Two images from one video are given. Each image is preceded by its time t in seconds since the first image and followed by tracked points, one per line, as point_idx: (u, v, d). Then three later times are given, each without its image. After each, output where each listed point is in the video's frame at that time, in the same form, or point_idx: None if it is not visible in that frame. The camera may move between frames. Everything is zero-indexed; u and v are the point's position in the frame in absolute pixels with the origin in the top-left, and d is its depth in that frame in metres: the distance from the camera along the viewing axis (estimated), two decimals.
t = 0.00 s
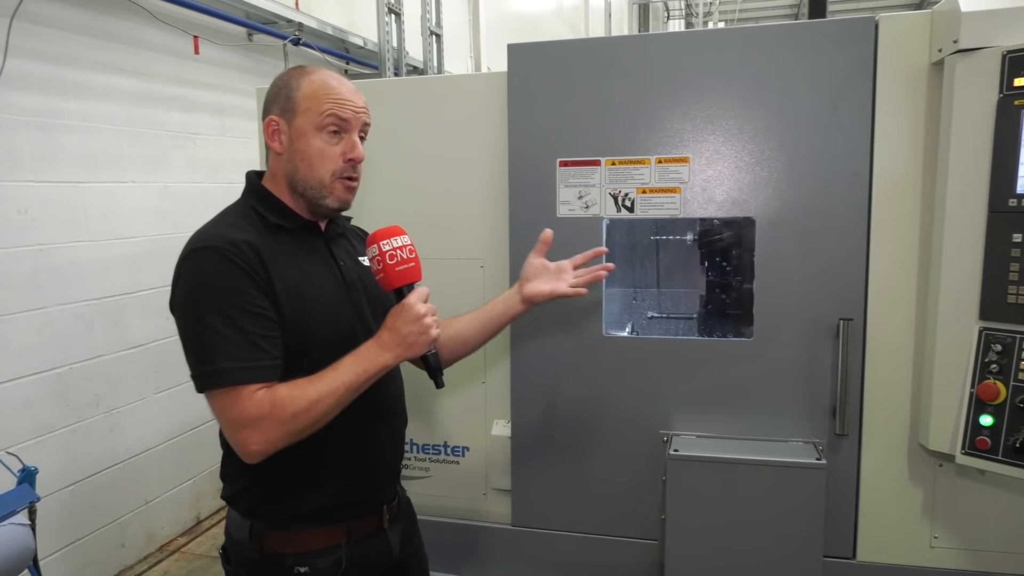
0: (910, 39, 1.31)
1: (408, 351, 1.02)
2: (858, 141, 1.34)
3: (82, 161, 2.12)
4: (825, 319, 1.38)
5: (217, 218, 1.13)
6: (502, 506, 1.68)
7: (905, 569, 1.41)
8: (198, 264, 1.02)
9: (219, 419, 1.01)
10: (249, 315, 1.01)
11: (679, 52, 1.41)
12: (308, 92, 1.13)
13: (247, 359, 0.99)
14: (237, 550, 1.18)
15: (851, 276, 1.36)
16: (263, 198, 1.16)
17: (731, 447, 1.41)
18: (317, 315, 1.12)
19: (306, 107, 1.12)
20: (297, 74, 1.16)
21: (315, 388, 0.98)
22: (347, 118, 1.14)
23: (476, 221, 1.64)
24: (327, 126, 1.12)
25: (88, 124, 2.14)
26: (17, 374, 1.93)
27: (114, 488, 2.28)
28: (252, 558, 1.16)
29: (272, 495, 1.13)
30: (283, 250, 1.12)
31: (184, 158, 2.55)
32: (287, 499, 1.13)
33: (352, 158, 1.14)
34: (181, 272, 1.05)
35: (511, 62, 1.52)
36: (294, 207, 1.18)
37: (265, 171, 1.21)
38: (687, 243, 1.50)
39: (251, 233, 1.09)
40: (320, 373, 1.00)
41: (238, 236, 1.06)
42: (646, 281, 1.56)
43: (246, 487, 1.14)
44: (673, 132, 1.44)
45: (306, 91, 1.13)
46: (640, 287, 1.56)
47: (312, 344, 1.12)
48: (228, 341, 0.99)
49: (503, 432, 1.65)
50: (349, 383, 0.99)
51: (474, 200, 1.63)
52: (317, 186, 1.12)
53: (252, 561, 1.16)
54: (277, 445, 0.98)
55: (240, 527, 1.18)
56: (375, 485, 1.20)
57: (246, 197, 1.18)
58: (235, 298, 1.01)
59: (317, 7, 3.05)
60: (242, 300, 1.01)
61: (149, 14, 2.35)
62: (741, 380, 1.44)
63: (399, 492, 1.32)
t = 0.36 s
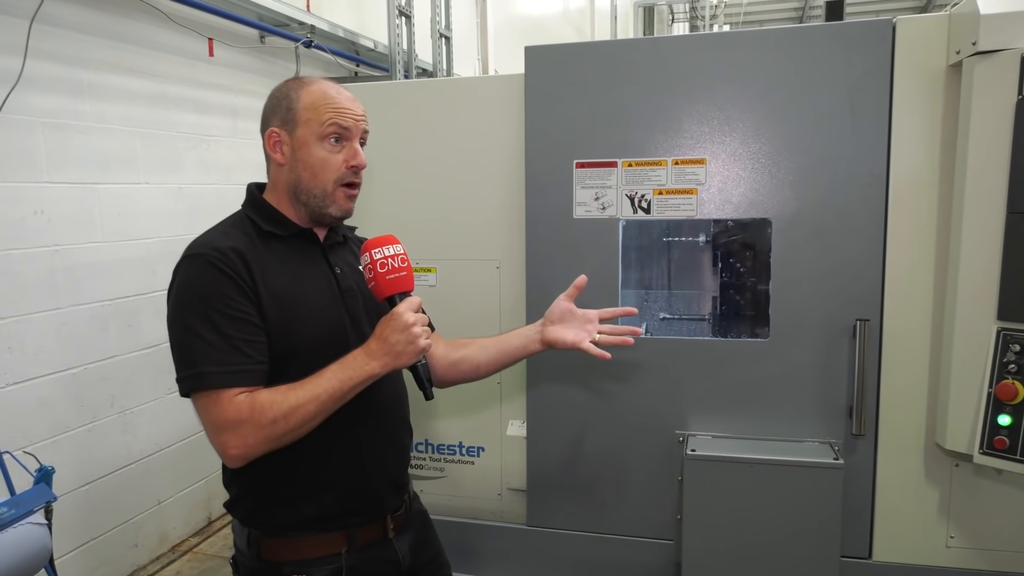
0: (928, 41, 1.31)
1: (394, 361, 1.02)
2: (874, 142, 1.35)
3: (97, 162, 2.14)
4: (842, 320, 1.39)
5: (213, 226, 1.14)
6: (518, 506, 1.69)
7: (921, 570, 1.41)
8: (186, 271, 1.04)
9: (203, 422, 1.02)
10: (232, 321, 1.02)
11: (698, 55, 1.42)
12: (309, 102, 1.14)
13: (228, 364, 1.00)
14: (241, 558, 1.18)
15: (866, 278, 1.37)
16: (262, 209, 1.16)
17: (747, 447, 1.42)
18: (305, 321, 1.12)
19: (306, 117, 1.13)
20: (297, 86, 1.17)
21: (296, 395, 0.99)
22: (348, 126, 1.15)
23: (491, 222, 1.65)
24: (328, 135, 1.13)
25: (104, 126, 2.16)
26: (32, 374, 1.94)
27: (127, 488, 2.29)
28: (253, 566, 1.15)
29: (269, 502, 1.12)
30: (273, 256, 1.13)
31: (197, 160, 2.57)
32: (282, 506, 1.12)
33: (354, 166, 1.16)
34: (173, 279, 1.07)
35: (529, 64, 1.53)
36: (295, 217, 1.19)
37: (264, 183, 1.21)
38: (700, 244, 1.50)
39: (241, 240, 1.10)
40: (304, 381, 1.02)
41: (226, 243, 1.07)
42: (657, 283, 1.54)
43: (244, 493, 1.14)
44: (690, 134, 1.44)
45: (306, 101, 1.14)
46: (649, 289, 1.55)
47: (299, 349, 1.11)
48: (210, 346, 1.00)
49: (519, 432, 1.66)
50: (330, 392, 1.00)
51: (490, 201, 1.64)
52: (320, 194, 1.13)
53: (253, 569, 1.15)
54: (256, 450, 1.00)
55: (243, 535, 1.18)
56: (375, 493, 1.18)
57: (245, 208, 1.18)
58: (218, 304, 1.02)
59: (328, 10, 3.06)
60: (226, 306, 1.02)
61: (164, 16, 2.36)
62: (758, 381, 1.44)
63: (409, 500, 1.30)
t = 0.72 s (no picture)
0: (917, 47, 1.34)
1: (391, 360, 1.02)
2: (864, 145, 1.37)
3: (83, 160, 2.11)
4: (831, 320, 1.41)
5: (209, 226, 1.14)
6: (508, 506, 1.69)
7: (908, 567, 1.43)
8: (182, 271, 1.03)
9: (200, 421, 1.02)
10: (229, 321, 1.01)
11: (691, 57, 1.43)
12: (303, 99, 1.14)
13: (226, 364, 0.99)
14: (236, 556, 1.17)
15: (856, 279, 1.39)
16: (258, 206, 1.15)
17: (737, 446, 1.43)
18: (302, 320, 1.12)
19: (300, 114, 1.13)
20: (291, 83, 1.17)
21: (295, 395, 0.99)
22: (342, 123, 1.15)
23: (484, 222, 1.65)
24: (322, 132, 1.13)
25: (90, 124, 2.14)
26: (16, 375, 1.92)
27: (112, 490, 2.27)
28: (249, 564, 1.15)
29: (265, 499, 1.12)
30: (270, 256, 1.12)
31: (183, 159, 2.55)
32: (279, 503, 1.12)
33: (349, 163, 1.16)
34: (170, 279, 1.06)
35: (522, 64, 1.53)
36: (290, 214, 1.18)
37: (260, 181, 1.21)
38: (688, 246, 1.51)
39: (238, 240, 1.10)
40: (302, 381, 1.02)
41: (224, 243, 1.07)
42: (646, 284, 1.54)
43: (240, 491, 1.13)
44: (682, 136, 1.46)
45: (300, 99, 1.14)
46: (638, 290, 1.55)
47: (295, 349, 1.11)
48: (207, 347, 0.99)
49: (509, 433, 1.67)
50: (328, 391, 1.00)
51: (482, 202, 1.64)
52: (315, 191, 1.13)
53: (248, 567, 1.14)
54: (254, 450, 0.99)
55: (239, 533, 1.17)
56: (372, 491, 1.18)
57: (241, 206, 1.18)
58: (216, 305, 1.01)
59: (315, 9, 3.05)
60: (223, 306, 1.02)
61: (151, 14, 2.34)
62: (748, 381, 1.46)
63: (406, 498, 1.30)
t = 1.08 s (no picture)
0: (902, 47, 1.36)
1: (401, 361, 1.02)
2: (851, 145, 1.39)
3: (64, 156, 2.08)
4: (818, 317, 1.42)
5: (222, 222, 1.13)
6: (497, 504, 1.69)
7: (893, 561, 1.45)
8: (195, 266, 1.02)
9: (210, 417, 1.01)
10: (241, 317, 1.01)
11: (680, 56, 1.44)
12: (317, 100, 1.13)
13: (237, 361, 0.99)
14: (240, 550, 1.17)
15: (843, 278, 1.41)
16: (271, 206, 1.14)
17: (724, 443, 1.44)
18: (314, 319, 1.11)
19: (315, 115, 1.13)
20: (304, 82, 1.16)
21: (306, 392, 0.98)
22: (357, 125, 1.14)
23: (473, 221, 1.65)
24: (337, 133, 1.13)
25: (71, 120, 2.11)
26: None
27: (94, 490, 2.24)
28: (253, 558, 1.15)
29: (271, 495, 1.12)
30: (282, 253, 1.11)
31: (166, 155, 2.52)
32: (284, 499, 1.11)
33: (363, 164, 1.15)
34: (182, 274, 1.05)
35: (511, 62, 1.53)
36: (303, 214, 1.18)
37: (272, 180, 1.21)
38: (674, 244, 1.52)
39: (251, 237, 1.09)
40: (313, 379, 1.01)
41: (237, 239, 1.06)
42: (633, 281, 1.55)
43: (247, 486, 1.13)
44: (670, 135, 1.46)
45: (314, 99, 1.13)
46: (626, 287, 1.56)
47: (306, 346, 1.10)
48: (219, 343, 0.98)
49: (498, 431, 1.66)
50: (339, 391, 0.99)
51: (472, 200, 1.64)
52: (330, 192, 1.13)
53: (253, 561, 1.14)
54: (264, 447, 0.99)
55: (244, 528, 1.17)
56: (377, 488, 1.18)
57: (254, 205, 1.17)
58: (228, 301, 1.00)
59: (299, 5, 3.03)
60: (236, 303, 1.01)
61: (133, 8, 2.31)
62: (735, 378, 1.47)
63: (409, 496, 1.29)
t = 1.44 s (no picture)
0: (877, 51, 1.38)
1: (431, 357, 1.03)
2: (827, 146, 1.41)
3: (37, 157, 2.05)
4: (796, 317, 1.44)
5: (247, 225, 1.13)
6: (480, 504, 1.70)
7: (869, 555, 1.47)
8: (226, 268, 1.03)
9: (247, 415, 1.02)
10: (275, 316, 1.01)
11: (659, 58, 1.45)
12: (325, 96, 1.15)
13: (274, 358, 0.99)
14: (271, 543, 1.19)
15: (821, 277, 1.43)
16: (296, 207, 1.15)
17: (705, 441, 1.46)
18: (344, 317, 1.11)
19: (326, 111, 1.15)
20: (306, 83, 1.18)
21: (341, 388, 0.99)
22: (367, 113, 1.17)
23: (455, 222, 1.65)
24: (350, 124, 1.15)
25: (44, 120, 2.07)
26: None
27: (69, 496, 2.20)
28: (283, 551, 1.17)
29: (301, 489, 1.13)
30: (310, 253, 1.12)
31: (141, 156, 2.49)
32: (314, 494, 1.13)
33: (379, 150, 1.18)
34: (213, 277, 1.06)
35: (492, 64, 1.54)
36: (327, 211, 1.19)
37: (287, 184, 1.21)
38: (653, 244, 1.53)
39: (279, 238, 1.09)
40: (346, 375, 1.02)
41: (266, 240, 1.07)
42: (613, 282, 1.55)
43: (278, 480, 1.15)
44: (649, 137, 1.48)
45: (321, 96, 1.16)
46: (607, 288, 1.56)
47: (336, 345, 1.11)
48: (255, 341, 0.99)
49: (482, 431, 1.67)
50: (374, 385, 1.01)
51: (453, 201, 1.64)
52: (354, 183, 1.15)
53: (283, 554, 1.16)
54: (301, 443, 1.00)
55: (275, 520, 1.19)
56: (403, 483, 1.19)
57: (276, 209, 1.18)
58: (262, 300, 1.01)
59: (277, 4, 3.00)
60: (269, 302, 1.01)
61: (108, 7, 2.28)
62: (715, 377, 1.48)
63: (432, 491, 1.30)
